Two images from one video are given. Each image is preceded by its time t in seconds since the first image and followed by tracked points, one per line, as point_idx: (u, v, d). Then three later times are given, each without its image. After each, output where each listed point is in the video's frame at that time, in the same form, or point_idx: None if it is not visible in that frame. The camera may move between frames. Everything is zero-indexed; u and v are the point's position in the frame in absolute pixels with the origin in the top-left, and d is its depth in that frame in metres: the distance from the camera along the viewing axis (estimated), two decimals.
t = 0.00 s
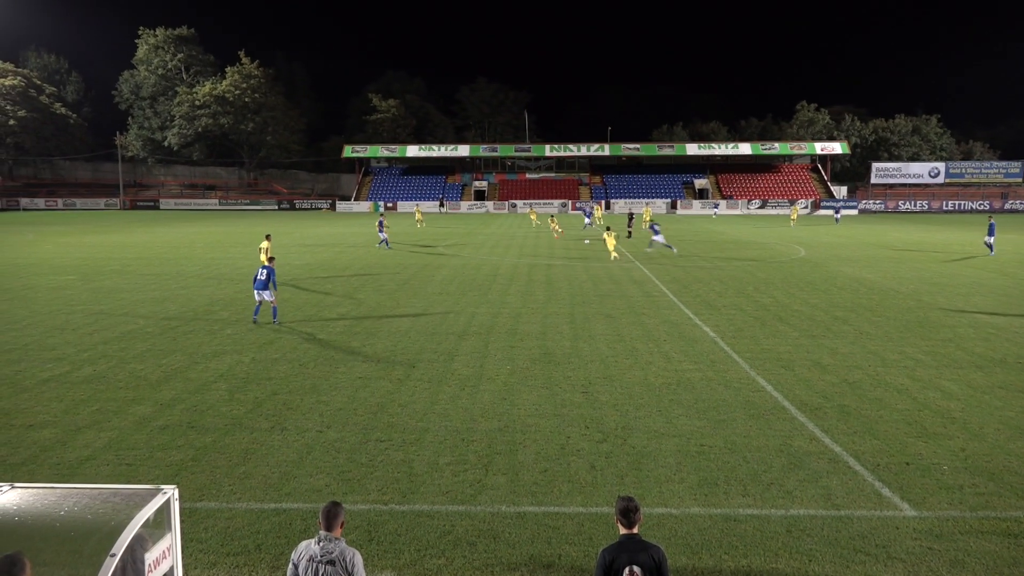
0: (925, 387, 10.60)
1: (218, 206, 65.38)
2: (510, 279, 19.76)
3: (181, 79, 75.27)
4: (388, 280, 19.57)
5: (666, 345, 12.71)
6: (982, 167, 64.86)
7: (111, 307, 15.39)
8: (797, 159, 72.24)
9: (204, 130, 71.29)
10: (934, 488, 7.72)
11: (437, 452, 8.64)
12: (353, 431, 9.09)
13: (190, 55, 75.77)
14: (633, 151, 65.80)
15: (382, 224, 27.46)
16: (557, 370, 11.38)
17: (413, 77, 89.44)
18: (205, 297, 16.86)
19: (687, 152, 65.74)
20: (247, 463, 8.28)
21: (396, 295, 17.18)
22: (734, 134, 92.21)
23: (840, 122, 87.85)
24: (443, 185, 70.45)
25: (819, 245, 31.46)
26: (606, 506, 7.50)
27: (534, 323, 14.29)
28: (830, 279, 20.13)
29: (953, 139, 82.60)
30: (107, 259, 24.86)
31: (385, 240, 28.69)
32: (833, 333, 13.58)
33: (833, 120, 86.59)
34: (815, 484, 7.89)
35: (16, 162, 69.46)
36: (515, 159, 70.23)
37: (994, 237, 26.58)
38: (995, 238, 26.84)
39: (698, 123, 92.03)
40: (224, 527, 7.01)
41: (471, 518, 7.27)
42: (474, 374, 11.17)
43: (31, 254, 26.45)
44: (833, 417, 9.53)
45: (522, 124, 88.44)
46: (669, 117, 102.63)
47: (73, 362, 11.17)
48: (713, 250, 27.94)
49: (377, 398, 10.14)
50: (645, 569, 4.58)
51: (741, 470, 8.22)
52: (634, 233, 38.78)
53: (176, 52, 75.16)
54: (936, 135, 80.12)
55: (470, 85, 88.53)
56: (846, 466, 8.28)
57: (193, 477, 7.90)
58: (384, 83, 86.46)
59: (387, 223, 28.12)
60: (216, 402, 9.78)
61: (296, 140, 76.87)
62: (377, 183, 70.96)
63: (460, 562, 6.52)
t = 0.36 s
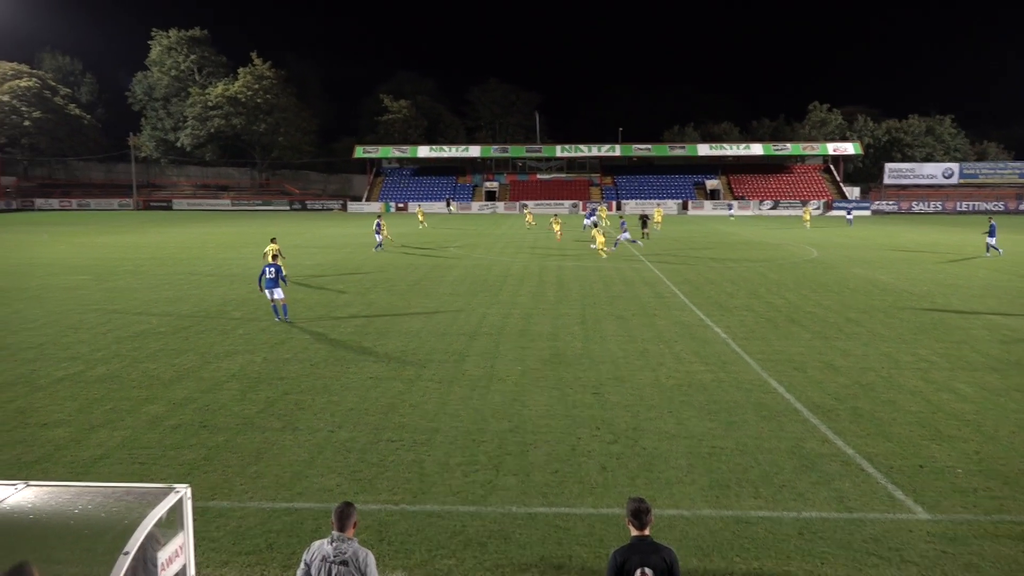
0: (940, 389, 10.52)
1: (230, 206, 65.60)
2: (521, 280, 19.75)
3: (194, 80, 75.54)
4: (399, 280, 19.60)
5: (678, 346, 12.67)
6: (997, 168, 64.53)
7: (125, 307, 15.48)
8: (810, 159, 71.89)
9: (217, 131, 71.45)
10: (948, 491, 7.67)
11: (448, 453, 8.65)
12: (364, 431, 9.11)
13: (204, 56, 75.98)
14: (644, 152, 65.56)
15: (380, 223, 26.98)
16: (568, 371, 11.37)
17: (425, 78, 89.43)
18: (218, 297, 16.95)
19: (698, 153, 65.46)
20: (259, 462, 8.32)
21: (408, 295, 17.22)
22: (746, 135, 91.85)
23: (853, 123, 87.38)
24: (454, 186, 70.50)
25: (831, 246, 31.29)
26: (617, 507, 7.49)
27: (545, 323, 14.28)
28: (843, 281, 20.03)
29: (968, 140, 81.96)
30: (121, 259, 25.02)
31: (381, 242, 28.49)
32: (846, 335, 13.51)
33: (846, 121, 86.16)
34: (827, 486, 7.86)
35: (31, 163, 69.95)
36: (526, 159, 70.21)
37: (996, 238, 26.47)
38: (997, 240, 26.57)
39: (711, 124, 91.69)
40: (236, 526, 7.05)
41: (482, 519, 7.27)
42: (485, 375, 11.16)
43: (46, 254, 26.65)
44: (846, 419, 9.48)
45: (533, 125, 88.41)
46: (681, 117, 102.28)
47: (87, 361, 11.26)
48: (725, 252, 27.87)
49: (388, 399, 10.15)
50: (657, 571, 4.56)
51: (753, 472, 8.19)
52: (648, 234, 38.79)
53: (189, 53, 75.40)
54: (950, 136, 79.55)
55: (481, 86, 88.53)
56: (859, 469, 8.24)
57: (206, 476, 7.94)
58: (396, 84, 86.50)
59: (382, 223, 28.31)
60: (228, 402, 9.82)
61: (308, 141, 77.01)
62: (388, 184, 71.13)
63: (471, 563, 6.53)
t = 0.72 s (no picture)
0: (961, 397, 10.39)
1: (250, 211, 66.30)
2: (538, 285, 19.78)
3: (215, 87, 76.02)
4: (416, 285, 19.71)
5: (694, 352, 12.63)
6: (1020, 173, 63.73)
7: (146, 310, 15.64)
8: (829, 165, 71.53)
9: (237, 137, 72.44)
10: (970, 500, 7.58)
11: (464, 458, 8.64)
12: (381, 435, 9.14)
13: (224, 62, 76.38)
14: (662, 157, 64.93)
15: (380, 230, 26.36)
16: (584, 376, 11.35)
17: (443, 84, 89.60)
18: (237, 301, 17.10)
19: (716, 158, 65.07)
20: (276, 465, 8.36)
21: (425, 300, 17.30)
22: (765, 140, 91.37)
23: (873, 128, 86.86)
24: (471, 191, 70.65)
25: (850, 252, 31.08)
26: (634, 514, 7.45)
27: (562, 329, 14.28)
28: (862, 286, 19.90)
29: (990, 145, 81.03)
30: (142, 263, 25.30)
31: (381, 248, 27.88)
32: (864, 341, 13.40)
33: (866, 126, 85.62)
34: (847, 494, 7.79)
35: (55, 169, 70.88)
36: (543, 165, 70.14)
37: (1005, 244, 26.17)
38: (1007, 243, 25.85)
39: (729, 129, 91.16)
40: (254, 529, 7.08)
41: (498, 524, 7.26)
42: (501, 380, 11.16)
43: (70, 258, 27.01)
44: (866, 427, 9.39)
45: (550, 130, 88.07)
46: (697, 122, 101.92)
47: (108, 364, 11.38)
48: (742, 258, 27.77)
49: (405, 403, 10.17)
50: None
51: (772, 479, 8.13)
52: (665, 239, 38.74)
53: (210, 59, 75.96)
54: (972, 141, 78.76)
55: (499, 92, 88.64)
56: (879, 476, 8.16)
57: (225, 479, 8.00)
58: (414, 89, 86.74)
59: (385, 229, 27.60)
60: (247, 406, 9.87)
61: (326, 146, 77.37)
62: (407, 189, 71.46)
63: (488, 567, 6.52)
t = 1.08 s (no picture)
0: (1006, 410, 10.13)
1: (286, 218, 66.85)
2: (570, 292, 19.74)
3: (253, 95, 76.39)
4: (448, 291, 19.81)
5: (729, 361, 12.50)
6: None
7: (184, 315, 15.89)
8: (866, 171, 70.23)
9: (273, 144, 72.19)
10: (1014, 516, 7.38)
11: (497, 465, 8.64)
12: (414, 441, 9.19)
13: (261, 72, 77.36)
14: (696, 164, 64.12)
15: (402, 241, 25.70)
16: (617, 384, 11.30)
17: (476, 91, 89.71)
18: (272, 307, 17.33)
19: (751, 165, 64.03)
20: (311, 469, 8.45)
21: (458, 306, 17.37)
22: (800, 146, 90.03)
23: (911, 133, 85.16)
24: (504, 199, 70.69)
25: (888, 260, 30.51)
26: (667, 524, 7.39)
27: (594, 336, 14.24)
28: (902, 296, 19.53)
29: None
30: (180, 269, 25.78)
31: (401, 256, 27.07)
32: (903, 351, 13.15)
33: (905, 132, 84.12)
34: (885, 507, 7.65)
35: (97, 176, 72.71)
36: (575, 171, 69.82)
37: None
38: None
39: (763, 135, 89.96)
40: (288, 532, 7.15)
41: (530, 532, 7.25)
42: (533, 387, 11.15)
43: (113, 264, 27.61)
44: (905, 438, 9.21)
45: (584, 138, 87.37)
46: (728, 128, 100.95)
47: (148, 367, 11.59)
48: (778, 266, 27.43)
49: (437, 409, 10.21)
50: None
51: (808, 491, 8.00)
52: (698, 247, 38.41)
53: (248, 69, 76.94)
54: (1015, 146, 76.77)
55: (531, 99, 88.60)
56: (919, 489, 8.00)
57: (260, 482, 8.09)
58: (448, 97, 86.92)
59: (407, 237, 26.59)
60: (282, 410, 9.99)
61: (361, 154, 77.17)
62: (440, 197, 71.89)
63: None
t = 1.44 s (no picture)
0: None
1: (339, 225, 68.58)
2: (621, 300, 19.58)
3: (308, 104, 76.02)
4: (499, 298, 19.86)
5: (784, 372, 12.27)
6: None
7: (241, 320, 16.28)
8: (928, 178, 67.65)
9: (329, 153, 73.24)
10: None
11: (547, 473, 8.63)
12: (464, 447, 9.23)
13: (317, 81, 77.02)
14: (751, 171, 62.43)
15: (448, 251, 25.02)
16: (670, 393, 11.17)
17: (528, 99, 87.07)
18: (324, 312, 17.62)
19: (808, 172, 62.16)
20: (362, 473, 8.55)
21: (509, 313, 17.40)
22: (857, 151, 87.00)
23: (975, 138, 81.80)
24: (555, 206, 70.53)
25: (952, 270, 29.39)
26: (720, 537, 7.28)
27: (645, 345, 14.11)
28: (970, 308, 18.79)
29: None
30: (237, 274, 26.47)
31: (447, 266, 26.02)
32: (968, 365, 12.69)
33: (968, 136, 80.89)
34: (948, 525, 7.40)
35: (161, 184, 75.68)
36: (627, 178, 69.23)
37: None
38: None
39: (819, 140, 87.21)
40: (340, 535, 7.25)
41: (580, 541, 7.21)
42: (584, 395, 11.11)
43: (176, 269, 28.51)
44: (969, 455, 8.90)
45: (635, 147, 84.52)
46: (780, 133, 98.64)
47: (206, 370, 11.89)
48: (836, 275, 26.70)
49: (488, 416, 10.24)
50: None
51: (865, 506, 7.80)
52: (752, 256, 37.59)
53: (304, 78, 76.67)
54: None
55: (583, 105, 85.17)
56: (984, 507, 7.72)
57: (313, 485, 8.22)
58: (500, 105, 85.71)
59: (451, 246, 24.89)
60: (335, 414, 10.13)
61: (414, 162, 77.77)
62: (492, 205, 72.17)
63: None
